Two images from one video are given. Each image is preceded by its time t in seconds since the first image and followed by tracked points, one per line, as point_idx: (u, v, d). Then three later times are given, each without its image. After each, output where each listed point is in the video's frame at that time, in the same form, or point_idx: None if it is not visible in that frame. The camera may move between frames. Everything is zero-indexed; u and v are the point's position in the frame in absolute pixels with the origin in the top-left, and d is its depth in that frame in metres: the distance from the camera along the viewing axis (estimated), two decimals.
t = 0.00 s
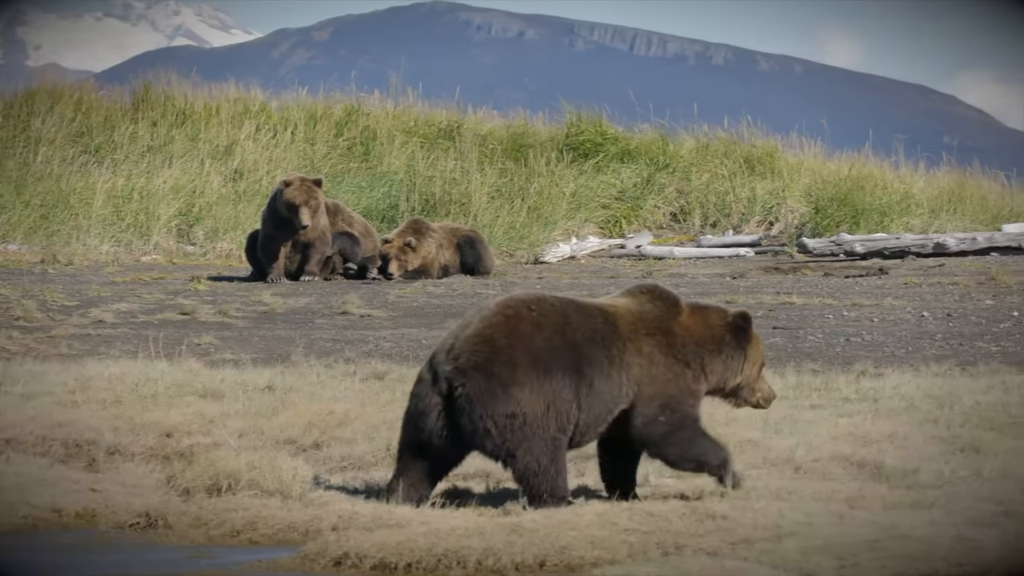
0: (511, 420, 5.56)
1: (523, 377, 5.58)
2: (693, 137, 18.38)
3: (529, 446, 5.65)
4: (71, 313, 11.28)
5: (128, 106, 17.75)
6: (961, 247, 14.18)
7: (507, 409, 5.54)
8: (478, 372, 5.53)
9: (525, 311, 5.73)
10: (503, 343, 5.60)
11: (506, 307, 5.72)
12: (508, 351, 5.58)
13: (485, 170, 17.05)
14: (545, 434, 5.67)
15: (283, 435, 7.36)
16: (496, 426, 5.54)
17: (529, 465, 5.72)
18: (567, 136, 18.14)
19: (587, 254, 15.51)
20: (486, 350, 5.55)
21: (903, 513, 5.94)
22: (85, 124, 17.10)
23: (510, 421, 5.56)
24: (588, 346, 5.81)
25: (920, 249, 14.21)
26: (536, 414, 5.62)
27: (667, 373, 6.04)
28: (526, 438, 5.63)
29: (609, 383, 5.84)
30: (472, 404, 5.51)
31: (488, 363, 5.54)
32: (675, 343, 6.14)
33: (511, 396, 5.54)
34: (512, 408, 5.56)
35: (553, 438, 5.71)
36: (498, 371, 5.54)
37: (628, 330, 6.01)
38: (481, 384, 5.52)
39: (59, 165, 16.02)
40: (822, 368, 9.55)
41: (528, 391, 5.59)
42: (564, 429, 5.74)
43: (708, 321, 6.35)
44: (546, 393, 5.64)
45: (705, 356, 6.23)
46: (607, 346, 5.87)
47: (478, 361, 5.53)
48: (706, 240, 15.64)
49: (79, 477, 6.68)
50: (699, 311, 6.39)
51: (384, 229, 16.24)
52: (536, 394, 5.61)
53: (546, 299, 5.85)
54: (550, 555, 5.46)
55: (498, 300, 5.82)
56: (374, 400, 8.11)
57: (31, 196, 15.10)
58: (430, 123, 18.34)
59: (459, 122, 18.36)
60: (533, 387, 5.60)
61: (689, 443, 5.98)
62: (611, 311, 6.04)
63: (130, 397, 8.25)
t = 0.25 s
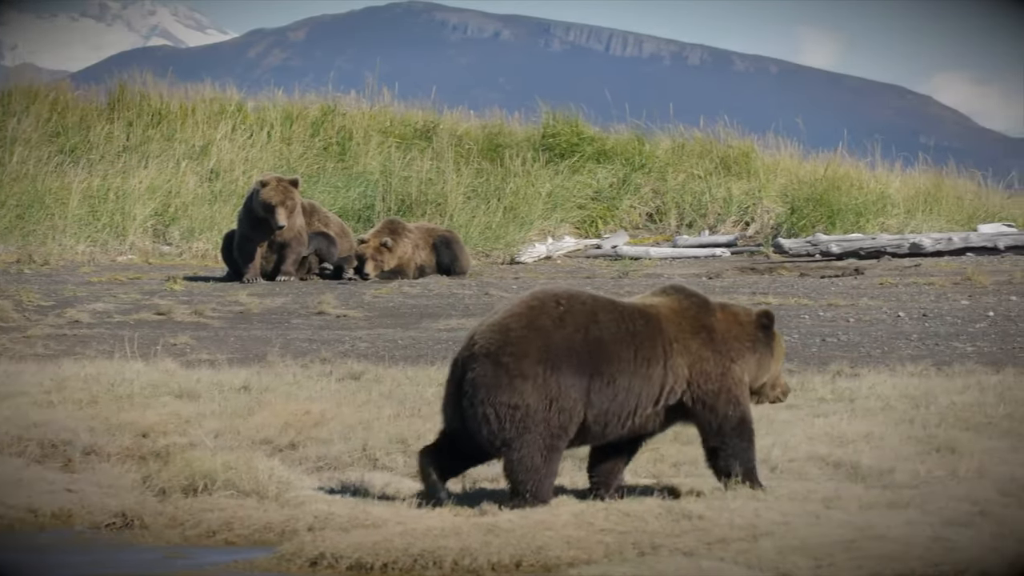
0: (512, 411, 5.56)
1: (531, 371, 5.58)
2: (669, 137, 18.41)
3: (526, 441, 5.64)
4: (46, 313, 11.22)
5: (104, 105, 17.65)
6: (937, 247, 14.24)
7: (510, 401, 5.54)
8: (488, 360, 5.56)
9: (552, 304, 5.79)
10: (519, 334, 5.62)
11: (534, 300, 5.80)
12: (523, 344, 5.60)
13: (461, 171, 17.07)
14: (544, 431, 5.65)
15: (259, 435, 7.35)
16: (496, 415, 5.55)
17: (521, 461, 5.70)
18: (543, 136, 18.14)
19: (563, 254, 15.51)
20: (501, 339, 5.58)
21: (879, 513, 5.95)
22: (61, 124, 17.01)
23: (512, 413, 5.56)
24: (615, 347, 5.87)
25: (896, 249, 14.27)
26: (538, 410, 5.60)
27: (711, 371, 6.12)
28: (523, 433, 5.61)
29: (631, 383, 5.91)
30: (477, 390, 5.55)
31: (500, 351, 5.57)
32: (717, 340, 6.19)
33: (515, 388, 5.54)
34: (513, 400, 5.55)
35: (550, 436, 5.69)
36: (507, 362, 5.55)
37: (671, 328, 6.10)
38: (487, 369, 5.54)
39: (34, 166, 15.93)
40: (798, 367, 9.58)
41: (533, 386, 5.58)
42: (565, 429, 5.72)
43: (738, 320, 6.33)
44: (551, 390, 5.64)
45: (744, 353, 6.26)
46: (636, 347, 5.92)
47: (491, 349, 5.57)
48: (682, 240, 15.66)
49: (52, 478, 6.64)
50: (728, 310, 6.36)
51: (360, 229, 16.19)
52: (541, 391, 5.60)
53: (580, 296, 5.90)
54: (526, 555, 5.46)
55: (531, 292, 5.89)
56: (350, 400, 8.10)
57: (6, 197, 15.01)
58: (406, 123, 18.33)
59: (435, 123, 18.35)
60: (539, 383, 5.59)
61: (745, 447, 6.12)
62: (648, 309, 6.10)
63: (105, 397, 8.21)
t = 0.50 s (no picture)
0: (516, 413, 5.56)
1: (539, 375, 5.57)
2: (648, 138, 18.44)
3: (534, 444, 5.64)
4: (26, 314, 11.17)
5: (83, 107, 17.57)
6: (917, 248, 14.30)
7: (514, 404, 5.56)
8: (497, 362, 5.59)
9: (568, 308, 5.76)
10: (530, 338, 5.62)
11: (550, 303, 5.77)
12: (533, 348, 5.60)
13: (441, 171, 17.10)
14: (550, 435, 5.64)
15: (239, 436, 7.33)
16: (501, 417, 5.58)
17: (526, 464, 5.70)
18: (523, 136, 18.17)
19: (543, 255, 15.52)
20: (510, 342, 5.60)
21: (859, 513, 5.97)
22: (41, 125, 16.94)
23: (514, 413, 5.57)
24: (633, 347, 5.81)
25: (876, 249, 14.33)
26: (545, 414, 5.59)
27: (725, 369, 6.03)
28: (528, 435, 5.61)
29: (654, 382, 5.84)
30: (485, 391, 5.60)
31: (509, 354, 5.58)
32: (736, 336, 6.12)
33: (521, 389, 5.55)
34: (518, 403, 5.56)
35: (556, 441, 5.67)
36: (515, 364, 5.56)
37: (693, 325, 6.04)
38: (495, 371, 5.59)
39: (14, 167, 15.85)
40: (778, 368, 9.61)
41: (541, 390, 5.58)
42: (574, 433, 5.70)
43: (759, 318, 6.30)
44: (560, 395, 5.61)
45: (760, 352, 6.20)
46: (656, 347, 5.86)
47: (499, 352, 5.59)
48: (662, 240, 15.69)
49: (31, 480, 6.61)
50: (752, 308, 6.34)
51: (340, 229, 16.17)
52: (549, 395, 5.59)
53: (600, 297, 5.87)
54: (506, 555, 5.46)
55: (551, 294, 5.89)
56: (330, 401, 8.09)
57: None
58: (386, 124, 18.33)
59: (415, 123, 18.37)
60: (547, 388, 5.58)
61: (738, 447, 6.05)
62: (670, 307, 6.05)
63: (85, 397, 8.18)
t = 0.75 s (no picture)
0: (526, 411, 5.65)
1: (549, 376, 5.66)
2: (626, 138, 18.44)
3: (545, 442, 5.71)
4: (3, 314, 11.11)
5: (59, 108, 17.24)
6: (894, 248, 14.37)
7: (524, 403, 5.65)
8: (508, 364, 5.71)
9: (578, 312, 5.85)
10: (540, 342, 5.72)
11: (559, 308, 5.87)
12: (544, 350, 5.69)
13: (418, 171, 17.12)
14: (558, 434, 5.71)
15: (217, 436, 7.32)
16: (507, 415, 5.66)
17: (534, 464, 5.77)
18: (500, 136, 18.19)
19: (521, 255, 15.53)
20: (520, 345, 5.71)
21: (836, 512, 6.00)
22: (16, 125, 16.66)
23: (523, 411, 5.65)
24: (644, 344, 5.92)
25: (853, 249, 14.40)
26: (555, 413, 5.67)
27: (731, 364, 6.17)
28: (537, 434, 5.69)
29: (665, 378, 5.95)
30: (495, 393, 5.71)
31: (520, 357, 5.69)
32: (744, 332, 6.28)
33: (529, 388, 5.64)
34: (527, 403, 5.65)
35: (567, 439, 5.75)
36: (526, 365, 5.66)
37: (700, 320, 6.17)
38: (506, 372, 5.70)
39: None
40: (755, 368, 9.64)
41: (551, 389, 5.66)
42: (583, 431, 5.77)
43: (771, 318, 6.47)
44: (571, 395, 5.69)
45: (767, 351, 6.36)
46: (666, 343, 5.98)
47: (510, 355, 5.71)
48: (640, 240, 15.72)
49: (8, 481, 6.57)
50: (765, 308, 6.50)
51: (317, 229, 16.13)
52: (559, 395, 5.67)
53: (610, 298, 5.97)
54: (483, 555, 5.46)
55: (563, 298, 5.99)
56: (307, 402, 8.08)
57: None
58: (363, 124, 18.31)
59: (393, 123, 18.37)
60: (558, 388, 5.67)
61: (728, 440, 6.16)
62: (680, 304, 6.17)
63: (62, 398, 8.14)
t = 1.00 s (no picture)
0: (548, 396, 5.64)
1: (573, 364, 5.66)
2: (602, 138, 18.47)
3: (562, 430, 5.72)
4: None
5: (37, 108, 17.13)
6: (870, 248, 14.44)
7: (546, 389, 5.63)
8: (530, 348, 5.66)
9: (600, 302, 5.83)
10: (565, 329, 5.69)
11: (581, 296, 5.83)
12: (568, 337, 5.67)
13: (395, 171, 17.13)
14: (577, 423, 5.73)
15: (194, 436, 7.30)
16: (528, 399, 5.64)
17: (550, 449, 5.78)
18: (477, 136, 18.19)
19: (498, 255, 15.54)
20: (542, 330, 5.67)
21: (813, 512, 6.01)
22: None
23: (545, 397, 5.64)
24: (659, 343, 5.95)
25: (830, 249, 14.45)
26: (575, 402, 5.68)
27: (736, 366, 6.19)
28: (555, 421, 5.69)
29: (676, 378, 5.99)
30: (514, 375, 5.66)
31: (544, 342, 5.65)
32: (750, 336, 6.29)
33: (553, 374, 5.63)
34: (550, 388, 5.64)
35: (585, 428, 5.77)
36: (549, 350, 5.64)
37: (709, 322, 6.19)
38: (528, 355, 5.64)
39: None
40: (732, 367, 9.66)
41: (573, 377, 5.67)
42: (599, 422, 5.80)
43: (780, 321, 6.43)
44: (591, 386, 5.71)
45: (771, 356, 6.34)
46: (679, 343, 6.02)
47: (534, 339, 5.66)
48: (617, 240, 15.75)
49: None
50: (776, 311, 6.48)
51: (294, 229, 16.13)
52: (580, 383, 5.68)
53: (628, 292, 5.97)
54: (460, 555, 5.46)
55: (580, 288, 5.96)
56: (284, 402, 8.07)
57: None
58: (340, 124, 18.29)
59: (370, 123, 18.38)
60: (579, 376, 5.68)
61: (713, 437, 6.16)
62: (692, 304, 6.20)
63: (38, 398, 8.10)
